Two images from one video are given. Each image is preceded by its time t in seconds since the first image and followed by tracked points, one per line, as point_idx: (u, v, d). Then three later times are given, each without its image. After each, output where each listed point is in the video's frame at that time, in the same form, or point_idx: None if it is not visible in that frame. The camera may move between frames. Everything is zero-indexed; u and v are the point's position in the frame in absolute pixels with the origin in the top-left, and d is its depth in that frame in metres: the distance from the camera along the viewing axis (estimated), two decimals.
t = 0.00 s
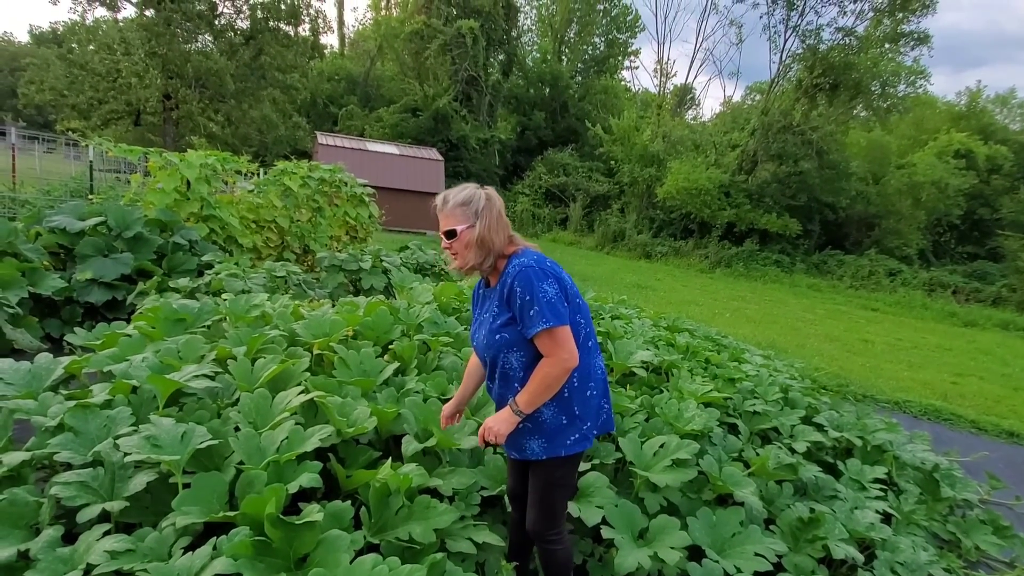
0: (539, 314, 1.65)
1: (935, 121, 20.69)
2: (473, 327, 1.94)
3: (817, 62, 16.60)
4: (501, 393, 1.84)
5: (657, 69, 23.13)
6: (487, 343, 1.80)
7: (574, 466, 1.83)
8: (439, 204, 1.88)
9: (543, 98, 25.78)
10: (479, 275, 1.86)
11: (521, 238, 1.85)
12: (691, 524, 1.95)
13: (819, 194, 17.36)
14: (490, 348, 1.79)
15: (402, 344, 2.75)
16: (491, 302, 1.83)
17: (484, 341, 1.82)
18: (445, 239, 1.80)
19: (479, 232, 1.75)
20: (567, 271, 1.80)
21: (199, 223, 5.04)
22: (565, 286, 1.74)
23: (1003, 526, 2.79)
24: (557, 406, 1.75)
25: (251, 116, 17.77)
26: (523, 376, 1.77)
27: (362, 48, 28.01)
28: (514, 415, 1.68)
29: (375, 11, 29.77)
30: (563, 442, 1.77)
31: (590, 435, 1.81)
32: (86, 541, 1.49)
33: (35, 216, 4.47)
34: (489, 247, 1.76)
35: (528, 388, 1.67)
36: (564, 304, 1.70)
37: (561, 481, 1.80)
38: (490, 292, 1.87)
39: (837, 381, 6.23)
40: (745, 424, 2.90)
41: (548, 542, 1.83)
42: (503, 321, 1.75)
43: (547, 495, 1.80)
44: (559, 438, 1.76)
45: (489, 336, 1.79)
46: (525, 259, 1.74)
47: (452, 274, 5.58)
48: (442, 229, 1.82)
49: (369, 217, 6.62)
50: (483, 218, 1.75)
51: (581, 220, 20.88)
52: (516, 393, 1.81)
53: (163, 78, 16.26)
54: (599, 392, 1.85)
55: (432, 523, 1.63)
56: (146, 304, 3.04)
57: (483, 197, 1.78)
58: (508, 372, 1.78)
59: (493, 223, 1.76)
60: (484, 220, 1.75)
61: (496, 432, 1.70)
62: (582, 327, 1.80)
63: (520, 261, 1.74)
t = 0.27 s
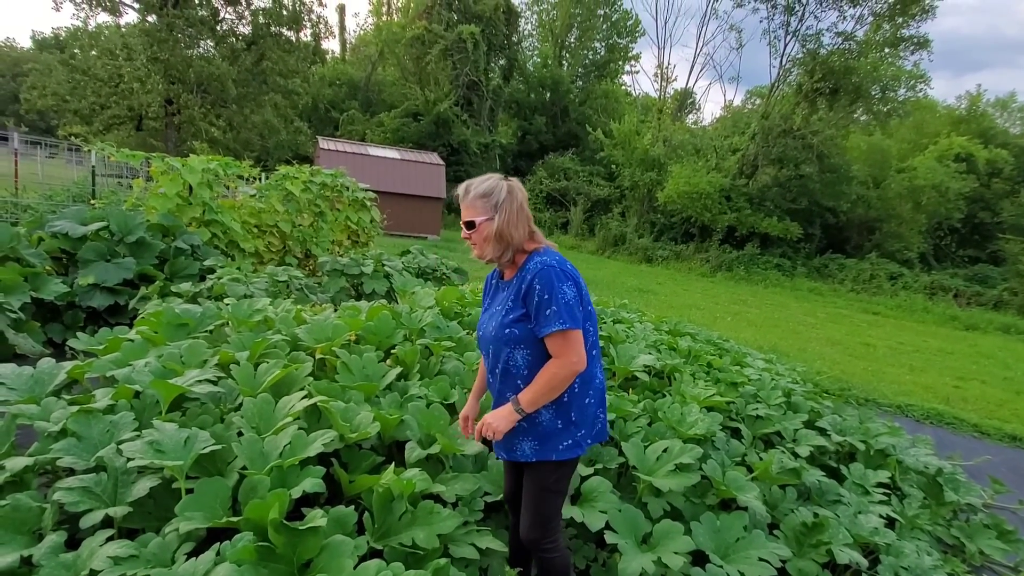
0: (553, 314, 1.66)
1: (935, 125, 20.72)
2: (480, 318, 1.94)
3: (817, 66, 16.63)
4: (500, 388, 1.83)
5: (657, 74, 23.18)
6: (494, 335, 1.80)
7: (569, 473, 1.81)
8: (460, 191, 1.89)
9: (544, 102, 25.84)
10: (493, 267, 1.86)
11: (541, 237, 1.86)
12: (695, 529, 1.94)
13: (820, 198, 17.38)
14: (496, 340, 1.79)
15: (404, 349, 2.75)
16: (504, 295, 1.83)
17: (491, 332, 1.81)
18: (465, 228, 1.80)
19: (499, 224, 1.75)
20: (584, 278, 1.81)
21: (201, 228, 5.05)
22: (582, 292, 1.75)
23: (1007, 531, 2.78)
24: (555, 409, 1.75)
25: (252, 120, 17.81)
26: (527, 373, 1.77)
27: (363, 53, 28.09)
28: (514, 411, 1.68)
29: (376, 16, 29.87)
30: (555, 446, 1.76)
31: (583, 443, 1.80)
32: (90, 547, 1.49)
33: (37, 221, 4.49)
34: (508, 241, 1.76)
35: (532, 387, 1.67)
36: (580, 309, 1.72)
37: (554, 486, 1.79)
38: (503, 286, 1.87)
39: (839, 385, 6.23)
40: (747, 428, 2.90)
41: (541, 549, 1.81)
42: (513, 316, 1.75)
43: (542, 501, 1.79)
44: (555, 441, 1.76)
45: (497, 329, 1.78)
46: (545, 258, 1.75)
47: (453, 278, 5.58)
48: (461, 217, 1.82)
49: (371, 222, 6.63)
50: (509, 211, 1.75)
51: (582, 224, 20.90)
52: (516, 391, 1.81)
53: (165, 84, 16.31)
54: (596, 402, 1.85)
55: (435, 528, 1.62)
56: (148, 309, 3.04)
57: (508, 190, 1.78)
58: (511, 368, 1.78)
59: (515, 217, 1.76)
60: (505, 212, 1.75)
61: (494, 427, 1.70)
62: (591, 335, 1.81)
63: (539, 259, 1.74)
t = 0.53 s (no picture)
0: (572, 321, 1.67)
1: (936, 128, 20.75)
2: (490, 314, 1.94)
3: (818, 70, 16.65)
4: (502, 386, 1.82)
5: (658, 78, 23.24)
6: (504, 333, 1.79)
7: (563, 482, 1.82)
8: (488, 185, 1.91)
9: (545, 107, 25.91)
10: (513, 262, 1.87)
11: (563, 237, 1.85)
12: (700, 535, 1.94)
13: (821, 201, 17.38)
14: (505, 338, 1.79)
15: (408, 354, 2.75)
16: (518, 294, 1.83)
17: (502, 329, 1.81)
18: (489, 220, 1.82)
19: (520, 220, 1.76)
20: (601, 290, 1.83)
21: (204, 234, 5.06)
22: (599, 303, 1.76)
23: (1012, 535, 2.77)
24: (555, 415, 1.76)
25: (255, 126, 17.84)
26: (534, 375, 1.76)
27: (365, 58, 28.19)
28: (521, 414, 1.69)
29: (377, 22, 30.00)
30: (546, 451, 1.76)
31: (576, 453, 1.80)
32: (97, 554, 1.49)
33: (42, 228, 4.50)
34: (529, 238, 1.77)
35: (543, 391, 1.68)
36: (597, 320, 1.73)
37: (550, 494, 1.80)
38: (519, 284, 1.87)
39: (842, 388, 6.22)
40: (751, 433, 2.90)
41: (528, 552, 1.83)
42: (526, 317, 1.74)
43: (537, 509, 1.80)
44: (554, 445, 1.75)
45: (509, 327, 1.78)
46: (565, 263, 1.76)
47: (455, 283, 5.60)
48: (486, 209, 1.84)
49: (373, 227, 6.65)
50: (536, 209, 1.75)
51: (584, 228, 20.93)
52: (519, 393, 1.80)
53: (168, 90, 16.38)
54: (593, 413, 1.85)
55: (441, 535, 1.63)
56: (152, 315, 3.04)
57: (533, 187, 1.78)
58: (517, 367, 1.77)
59: (542, 216, 1.77)
60: (526, 208, 1.75)
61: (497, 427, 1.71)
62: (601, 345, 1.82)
63: (559, 262, 1.75)
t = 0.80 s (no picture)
0: (583, 322, 1.66)
1: (938, 127, 20.73)
2: (495, 305, 1.92)
3: (819, 70, 16.64)
4: (501, 379, 1.80)
5: (660, 78, 23.24)
6: (509, 326, 1.77)
7: (557, 481, 1.80)
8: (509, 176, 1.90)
9: (547, 108, 25.93)
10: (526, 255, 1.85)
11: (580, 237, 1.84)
12: (703, 535, 1.93)
13: (824, 201, 17.36)
14: (510, 332, 1.77)
15: (410, 355, 2.75)
16: (527, 288, 1.82)
17: (507, 322, 1.78)
18: (507, 209, 1.81)
19: (538, 212, 1.75)
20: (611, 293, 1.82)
21: (207, 235, 5.07)
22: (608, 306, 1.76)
23: (1017, 535, 2.76)
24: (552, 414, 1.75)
25: (257, 128, 17.83)
26: (535, 372, 1.75)
27: (367, 60, 28.23)
28: (526, 414, 1.68)
29: (379, 24, 30.05)
30: (538, 449, 1.74)
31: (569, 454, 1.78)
32: (99, 555, 1.49)
33: (45, 230, 4.51)
34: (546, 232, 1.75)
35: (549, 391, 1.67)
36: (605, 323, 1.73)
37: (544, 493, 1.78)
38: (528, 278, 1.86)
39: (845, 389, 6.21)
40: (754, 433, 2.89)
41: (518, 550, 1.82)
42: (533, 312, 1.72)
43: (532, 509, 1.78)
44: (550, 445, 1.74)
45: (514, 321, 1.76)
46: (579, 262, 1.74)
47: (457, 284, 5.60)
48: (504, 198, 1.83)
49: (375, 228, 6.65)
50: (554, 203, 1.74)
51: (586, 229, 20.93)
52: (517, 388, 1.78)
53: (170, 92, 16.43)
54: (587, 414, 1.84)
55: (443, 535, 1.62)
56: (154, 316, 3.04)
57: (553, 181, 1.76)
58: (519, 361, 1.75)
59: (560, 211, 1.76)
60: (546, 201, 1.74)
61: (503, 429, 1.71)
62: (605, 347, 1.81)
63: (574, 261, 1.74)
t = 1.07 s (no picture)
0: (582, 323, 1.66)
1: (938, 122, 20.71)
2: (489, 300, 1.91)
3: (818, 66, 16.62)
4: (494, 375, 1.79)
5: (658, 75, 23.21)
6: (505, 323, 1.77)
7: (546, 480, 1.80)
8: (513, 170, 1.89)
9: (546, 105, 25.92)
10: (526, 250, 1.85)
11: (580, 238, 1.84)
12: (697, 533, 1.94)
13: (823, 197, 17.35)
14: (506, 329, 1.76)
15: (406, 353, 2.76)
16: (524, 286, 1.81)
17: (504, 318, 1.77)
18: (509, 204, 1.80)
19: (543, 210, 1.75)
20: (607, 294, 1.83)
21: (204, 234, 5.06)
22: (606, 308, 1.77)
23: (1014, 531, 2.76)
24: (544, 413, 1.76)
25: (255, 126, 17.79)
26: (529, 370, 1.74)
27: (365, 57, 28.20)
28: (525, 417, 1.68)
29: (377, 21, 30.00)
30: (529, 448, 1.74)
31: (559, 452, 1.78)
32: (93, 554, 1.49)
33: (42, 229, 4.51)
34: (551, 229, 1.75)
35: (547, 391, 1.68)
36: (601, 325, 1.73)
37: (533, 492, 1.78)
38: (524, 274, 1.85)
39: (844, 385, 6.22)
40: (751, 430, 2.89)
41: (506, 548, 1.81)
42: (531, 310, 1.72)
43: (522, 507, 1.78)
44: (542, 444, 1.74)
45: (512, 318, 1.75)
46: (579, 262, 1.75)
47: (455, 282, 5.60)
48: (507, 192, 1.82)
49: (373, 226, 6.65)
50: (557, 200, 1.75)
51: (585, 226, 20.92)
52: (510, 384, 1.77)
53: (169, 90, 16.42)
54: (577, 414, 1.84)
55: (436, 533, 1.63)
56: (151, 315, 3.03)
57: (558, 178, 1.76)
58: (513, 358, 1.75)
59: (563, 209, 1.76)
60: (552, 199, 1.74)
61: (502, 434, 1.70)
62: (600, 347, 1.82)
63: (574, 261, 1.74)
